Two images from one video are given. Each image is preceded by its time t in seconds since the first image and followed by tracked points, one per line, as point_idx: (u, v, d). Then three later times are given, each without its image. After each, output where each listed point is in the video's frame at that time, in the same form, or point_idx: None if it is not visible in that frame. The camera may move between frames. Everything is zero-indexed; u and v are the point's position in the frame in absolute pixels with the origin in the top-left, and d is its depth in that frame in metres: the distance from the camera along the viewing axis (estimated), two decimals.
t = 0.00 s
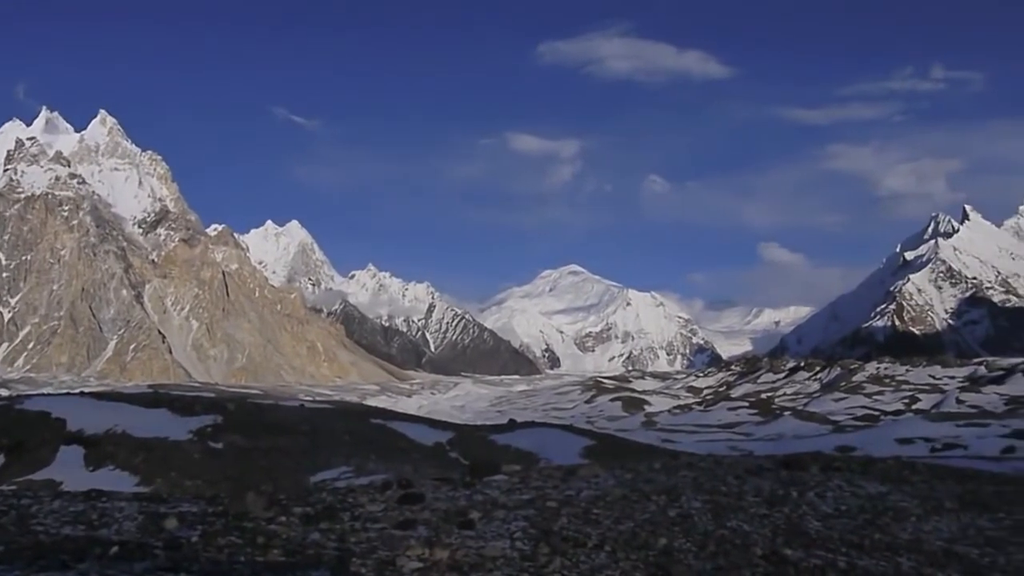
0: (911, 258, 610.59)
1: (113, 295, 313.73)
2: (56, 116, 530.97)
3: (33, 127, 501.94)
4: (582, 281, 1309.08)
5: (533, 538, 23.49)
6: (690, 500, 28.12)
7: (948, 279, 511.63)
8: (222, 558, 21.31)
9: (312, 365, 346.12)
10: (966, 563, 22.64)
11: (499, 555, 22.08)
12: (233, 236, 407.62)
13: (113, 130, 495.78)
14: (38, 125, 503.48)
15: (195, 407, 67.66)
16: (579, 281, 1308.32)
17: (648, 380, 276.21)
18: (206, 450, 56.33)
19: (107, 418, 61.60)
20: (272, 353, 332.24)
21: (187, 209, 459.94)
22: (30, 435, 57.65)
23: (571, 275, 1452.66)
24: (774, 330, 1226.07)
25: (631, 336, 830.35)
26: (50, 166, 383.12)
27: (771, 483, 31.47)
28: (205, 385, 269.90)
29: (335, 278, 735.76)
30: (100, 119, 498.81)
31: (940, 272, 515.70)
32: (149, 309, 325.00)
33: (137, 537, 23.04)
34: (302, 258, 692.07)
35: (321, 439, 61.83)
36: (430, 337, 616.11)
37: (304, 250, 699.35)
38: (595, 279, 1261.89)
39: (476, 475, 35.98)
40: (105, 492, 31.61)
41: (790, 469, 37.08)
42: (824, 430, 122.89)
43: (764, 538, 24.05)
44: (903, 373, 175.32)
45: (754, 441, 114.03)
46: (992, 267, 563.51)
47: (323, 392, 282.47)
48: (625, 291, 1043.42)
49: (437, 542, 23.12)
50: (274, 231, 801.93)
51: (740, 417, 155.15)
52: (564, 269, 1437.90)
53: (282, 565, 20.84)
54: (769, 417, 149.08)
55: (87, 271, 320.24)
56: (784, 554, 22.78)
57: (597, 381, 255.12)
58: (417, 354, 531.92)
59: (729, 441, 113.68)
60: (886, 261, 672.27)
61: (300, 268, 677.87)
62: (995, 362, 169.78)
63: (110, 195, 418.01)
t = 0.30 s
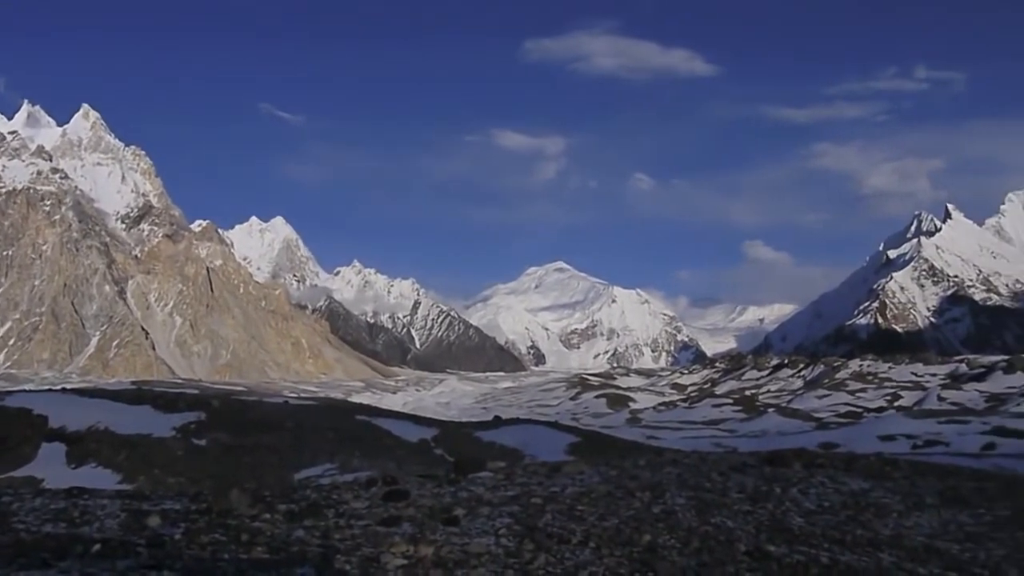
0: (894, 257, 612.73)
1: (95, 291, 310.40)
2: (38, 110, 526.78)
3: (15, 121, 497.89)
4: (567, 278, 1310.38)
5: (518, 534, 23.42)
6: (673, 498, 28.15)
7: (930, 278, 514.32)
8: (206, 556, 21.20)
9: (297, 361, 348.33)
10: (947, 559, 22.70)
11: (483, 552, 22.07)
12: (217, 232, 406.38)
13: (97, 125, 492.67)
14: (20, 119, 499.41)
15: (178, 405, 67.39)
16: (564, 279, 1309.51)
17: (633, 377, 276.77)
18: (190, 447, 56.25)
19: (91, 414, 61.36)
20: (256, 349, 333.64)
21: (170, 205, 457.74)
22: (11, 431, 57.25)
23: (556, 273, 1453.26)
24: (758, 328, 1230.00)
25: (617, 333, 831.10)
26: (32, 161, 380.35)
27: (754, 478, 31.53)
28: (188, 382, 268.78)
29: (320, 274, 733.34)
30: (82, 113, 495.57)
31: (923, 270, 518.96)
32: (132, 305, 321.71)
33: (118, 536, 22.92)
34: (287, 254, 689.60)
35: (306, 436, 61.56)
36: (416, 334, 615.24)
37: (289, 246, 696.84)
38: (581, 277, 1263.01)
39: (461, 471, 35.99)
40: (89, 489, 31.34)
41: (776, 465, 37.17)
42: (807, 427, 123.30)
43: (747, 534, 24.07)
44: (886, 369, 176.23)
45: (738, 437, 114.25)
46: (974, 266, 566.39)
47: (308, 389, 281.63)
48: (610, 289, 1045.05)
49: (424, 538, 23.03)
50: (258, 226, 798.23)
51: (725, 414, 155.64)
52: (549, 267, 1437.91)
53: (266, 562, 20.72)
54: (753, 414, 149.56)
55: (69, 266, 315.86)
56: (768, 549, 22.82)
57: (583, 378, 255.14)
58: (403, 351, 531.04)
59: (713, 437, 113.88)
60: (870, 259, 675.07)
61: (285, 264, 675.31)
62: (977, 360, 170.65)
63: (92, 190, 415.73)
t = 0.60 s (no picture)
0: (875, 256, 615.51)
1: (75, 289, 305.75)
2: (17, 106, 522.44)
3: None
4: (551, 277, 1310.10)
5: (501, 534, 23.37)
6: (656, 496, 28.17)
7: (910, 277, 517.03)
8: (187, 555, 21.09)
9: (279, 360, 353.79)
10: (926, 557, 22.80)
11: (466, 550, 21.99)
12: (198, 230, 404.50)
13: (76, 120, 488.85)
14: None
15: (160, 403, 66.91)
16: (548, 278, 1309.32)
17: (616, 376, 276.87)
18: (171, 446, 55.94)
19: (70, 413, 60.87)
20: (239, 348, 336.69)
21: (150, 201, 455.46)
22: None
23: (540, 271, 1452.49)
24: (741, 327, 1234.09)
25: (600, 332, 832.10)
26: (11, 157, 377.03)
27: (736, 477, 31.58)
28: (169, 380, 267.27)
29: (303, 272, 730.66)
30: (62, 108, 491.71)
31: (903, 270, 521.50)
32: (112, 302, 317.58)
33: (98, 534, 22.75)
34: (269, 252, 687.07)
35: (288, 435, 61.31)
36: (398, 333, 613.97)
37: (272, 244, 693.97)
38: (564, 276, 1263.34)
39: (444, 470, 35.82)
40: (67, 488, 31.09)
41: (757, 464, 37.27)
42: (788, 426, 123.70)
43: (730, 532, 24.11)
44: (866, 368, 176.96)
45: (721, 436, 114.40)
46: (953, 265, 569.76)
47: (289, 388, 280.55)
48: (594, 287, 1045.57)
49: (405, 537, 22.99)
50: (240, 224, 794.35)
51: (707, 413, 155.91)
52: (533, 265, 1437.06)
53: (247, 561, 20.64)
54: (735, 413, 149.97)
55: (49, 263, 311.38)
56: (749, 547, 22.90)
57: (565, 377, 255.24)
58: (385, 349, 529.81)
59: (695, 437, 113.96)
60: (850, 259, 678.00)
61: (267, 261, 672.61)
62: (956, 358, 171.73)
63: (72, 187, 412.90)
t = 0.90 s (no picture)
0: (857, 261, 618.12)
1: (56, 292, 303.27)
2: None
3: None
4: (535, 282, 1311.09)
5: (484, 539, 23.30)
6: (639, 500, 28.13)
7: (892, 281, 519.42)
8: (169, 560, 20.93)
9: (262, 364, 354.82)
10: (907, 558, 22.86)
11: (450, 555, 21.88)
12: (180, 233, 402.67)
13: (58, 122, 485.96)
14: None
15: (141, 408, 66.39)
16: (532, 282, 1310.27)
17: (600, 380, 276.95)
18: (153, 451, 55.56)
19: (51, 419, 60.30)
20: (221, 352, 336.63)
21: (132, 204, 453.50)
22: None
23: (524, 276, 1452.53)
24: (724, 331, 1238.26)
25: (584, 336, 832.63)
26: None
27: (719, 482, 31.60)
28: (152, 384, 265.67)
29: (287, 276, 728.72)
30: (44, 110, 488.94)
31: (885, 274, 523.97)
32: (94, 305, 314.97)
33: (79, 541, 22.58)
34: (253, 255, 685.42)
35: (271, 440, 60.96)
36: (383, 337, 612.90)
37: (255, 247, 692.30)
38: (548, 280, 1264.18)
39: (428, 476, 35.62)
40: (47, 494, 30.76)
41: (741, 468, 37.30)
42: (771, 430, 123.96)
43: (712, 536, 24.10)
44: (849, 372, 177.65)
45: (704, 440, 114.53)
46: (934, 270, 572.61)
47: (273, 392, 279.49)
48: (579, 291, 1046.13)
49: (388, 542, 22.87)
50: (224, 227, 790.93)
51: (690, 417, 156.16)
52: (518, 270, 1436.93)
53: (230, 568, 20.43)
54: (718, 417, 150.17)
55: (30, 265, 308.72)
56: (733, 551, 22.87)
57: (550, 381, 254.89)
58: (369, 353, 528.74)
59: (679, 441, 114.02)
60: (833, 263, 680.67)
61: (251, 265, 670.66)
62: (937, 363, 172.42)
63: (53, 189, 410.62)
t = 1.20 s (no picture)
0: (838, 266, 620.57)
1: (35, 293, 300.86)
2: None
3: None
4: (519, 285, 1311.80)
5: (466, 542, 23.21)
6: (622, 503, 28.04)
7: (872, 286, 521.46)
8: (148, 565, 20.71)
9: (244, 367, 355.11)
10: (888, 562, 22.83)
11: (430, 558, 21.78)
12: (162, 234, 400.72)
13: (38, 122, 483.14)
14: None
15: (121, 410, 65.95)
16: (515, 285, 1310.93)
17: (583, 383, 277.08)
18: (133, 454, 55.24)
19: (29, 422, 59.82)
20: (202, 355, 336.18)
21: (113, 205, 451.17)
22: None
23: (507, 279, 1452.45)
24: (707, 336, 1241.41)
25: (567, 340, 832.91)
26: None
27: (701, 485, 31.55)
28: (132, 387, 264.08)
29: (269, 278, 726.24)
30: (24, 110, 486.05)
31: (866, 279, 526.10)
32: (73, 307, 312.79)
33: (56, 545, 22.36)
34: (236, 257, 682.78)
35: (252, 442, 60.64)
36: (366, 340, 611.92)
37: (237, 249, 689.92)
38: (531, 284, 1264.18)
39: (411, 479, 35.48)
40: (25, 497, 30.48)
41: (724, 471, 37.24)
42: (753, 434, 124.17)
43: (693, 540, 24.05)
44: (829, 377, 178.22)
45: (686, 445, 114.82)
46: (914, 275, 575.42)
47: (254, 395, 278.52)
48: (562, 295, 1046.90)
49: (370, 546, 22.77)
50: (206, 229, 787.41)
51: (672, 421, 156.38)
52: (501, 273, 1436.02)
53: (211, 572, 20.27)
54: (700, 421, 150.34)
55: (8, 266, 306.37)
56: (715, 553, 22.83)
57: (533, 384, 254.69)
58: (352, 356, 527.52)
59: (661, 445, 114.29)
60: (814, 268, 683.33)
61: (233, 267, 668.29)
62: (917, 367, 173.06)
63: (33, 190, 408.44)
